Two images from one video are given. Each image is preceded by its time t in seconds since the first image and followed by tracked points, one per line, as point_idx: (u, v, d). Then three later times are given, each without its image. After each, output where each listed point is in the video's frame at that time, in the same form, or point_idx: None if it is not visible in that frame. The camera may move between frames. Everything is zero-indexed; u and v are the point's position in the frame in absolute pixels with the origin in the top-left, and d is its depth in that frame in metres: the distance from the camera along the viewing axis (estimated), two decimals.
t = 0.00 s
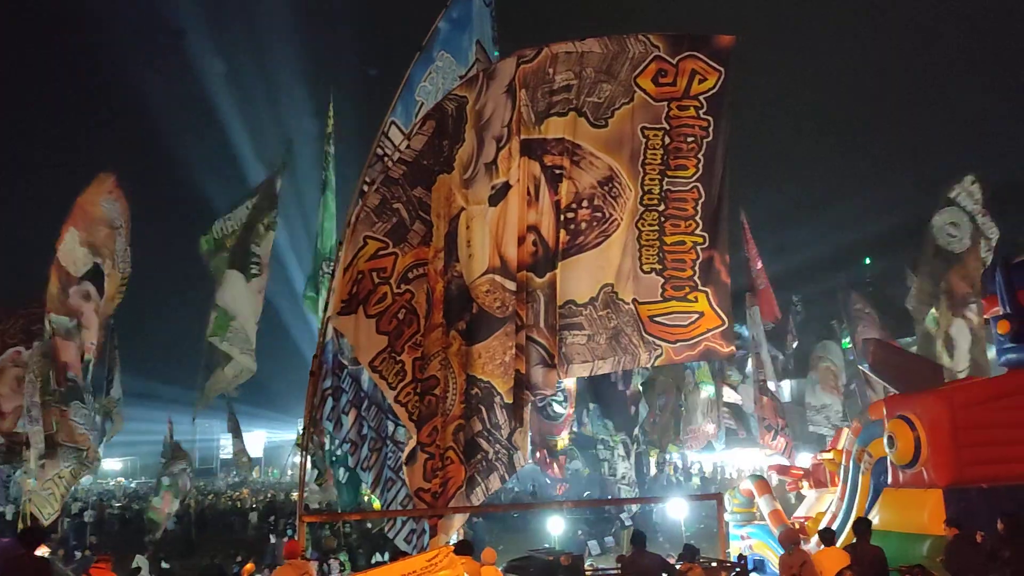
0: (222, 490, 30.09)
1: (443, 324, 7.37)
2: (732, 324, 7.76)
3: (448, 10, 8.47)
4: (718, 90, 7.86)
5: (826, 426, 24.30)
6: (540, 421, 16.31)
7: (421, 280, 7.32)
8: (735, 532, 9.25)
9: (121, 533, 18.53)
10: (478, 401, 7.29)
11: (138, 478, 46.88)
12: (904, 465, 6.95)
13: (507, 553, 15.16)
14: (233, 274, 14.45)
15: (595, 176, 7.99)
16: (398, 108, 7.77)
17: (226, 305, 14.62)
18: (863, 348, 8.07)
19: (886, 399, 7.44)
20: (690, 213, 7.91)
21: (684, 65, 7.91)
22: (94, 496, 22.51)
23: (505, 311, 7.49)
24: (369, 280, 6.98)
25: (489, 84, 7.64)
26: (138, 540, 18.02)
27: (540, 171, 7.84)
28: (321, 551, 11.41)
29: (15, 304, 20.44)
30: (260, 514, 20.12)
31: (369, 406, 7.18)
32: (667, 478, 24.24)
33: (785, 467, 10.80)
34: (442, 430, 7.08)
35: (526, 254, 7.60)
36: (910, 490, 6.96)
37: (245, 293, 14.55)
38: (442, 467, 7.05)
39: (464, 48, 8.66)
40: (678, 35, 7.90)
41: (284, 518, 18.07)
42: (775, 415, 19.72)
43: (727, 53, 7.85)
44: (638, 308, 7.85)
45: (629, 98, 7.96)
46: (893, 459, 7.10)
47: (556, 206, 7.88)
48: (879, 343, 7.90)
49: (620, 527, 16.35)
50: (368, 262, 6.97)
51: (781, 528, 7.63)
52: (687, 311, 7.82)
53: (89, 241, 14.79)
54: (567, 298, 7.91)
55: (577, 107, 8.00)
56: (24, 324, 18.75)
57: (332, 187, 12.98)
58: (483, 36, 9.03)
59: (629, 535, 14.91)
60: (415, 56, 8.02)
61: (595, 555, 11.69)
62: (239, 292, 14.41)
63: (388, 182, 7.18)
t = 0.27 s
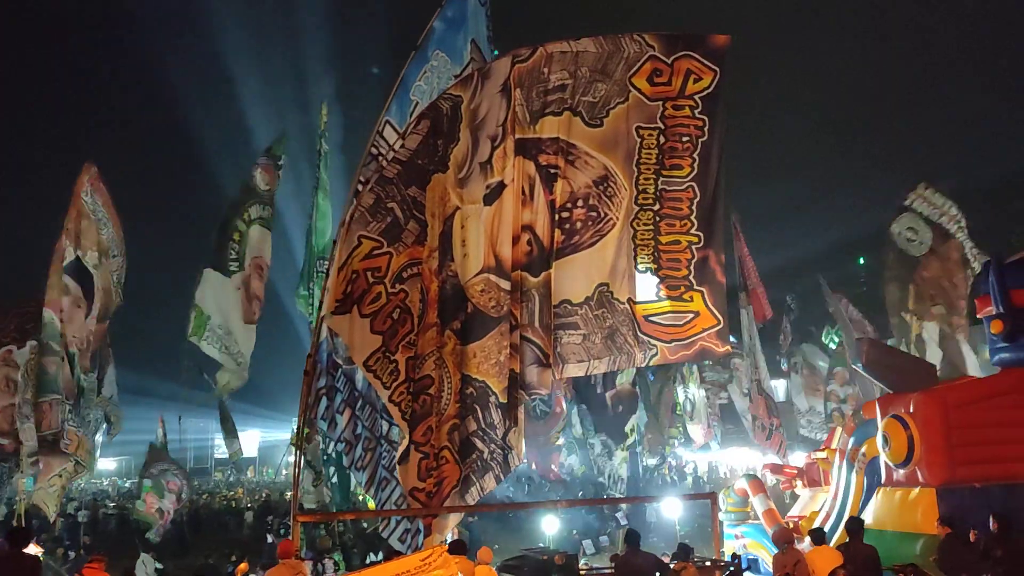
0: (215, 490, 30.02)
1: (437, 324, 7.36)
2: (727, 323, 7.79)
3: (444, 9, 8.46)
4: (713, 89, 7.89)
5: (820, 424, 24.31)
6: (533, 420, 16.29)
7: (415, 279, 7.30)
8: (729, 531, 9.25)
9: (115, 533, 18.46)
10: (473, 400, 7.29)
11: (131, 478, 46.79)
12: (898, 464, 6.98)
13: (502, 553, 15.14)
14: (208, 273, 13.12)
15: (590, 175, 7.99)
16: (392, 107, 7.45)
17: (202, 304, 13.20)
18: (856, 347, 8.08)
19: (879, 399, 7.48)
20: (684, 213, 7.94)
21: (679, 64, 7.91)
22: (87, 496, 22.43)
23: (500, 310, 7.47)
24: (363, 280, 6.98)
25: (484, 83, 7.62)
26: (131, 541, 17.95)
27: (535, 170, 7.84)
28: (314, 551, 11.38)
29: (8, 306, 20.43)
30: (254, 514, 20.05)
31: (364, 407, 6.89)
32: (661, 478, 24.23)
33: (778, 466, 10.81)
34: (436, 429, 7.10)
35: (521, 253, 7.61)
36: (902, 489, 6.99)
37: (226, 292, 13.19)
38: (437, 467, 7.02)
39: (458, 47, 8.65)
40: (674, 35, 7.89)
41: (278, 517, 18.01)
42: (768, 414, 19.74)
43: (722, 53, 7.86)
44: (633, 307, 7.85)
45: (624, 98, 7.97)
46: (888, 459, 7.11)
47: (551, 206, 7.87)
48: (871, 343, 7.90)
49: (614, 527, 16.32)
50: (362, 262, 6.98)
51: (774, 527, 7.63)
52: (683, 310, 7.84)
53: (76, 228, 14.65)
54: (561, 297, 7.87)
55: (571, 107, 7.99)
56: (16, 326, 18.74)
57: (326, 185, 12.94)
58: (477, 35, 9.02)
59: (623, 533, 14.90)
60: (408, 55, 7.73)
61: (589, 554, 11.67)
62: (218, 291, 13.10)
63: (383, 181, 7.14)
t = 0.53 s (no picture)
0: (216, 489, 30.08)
1: (436, 324, 7.36)
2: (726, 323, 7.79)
3: (442, 9, 8.44)
4: (712, 89, 7.83)
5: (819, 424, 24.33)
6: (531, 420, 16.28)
7: (413, 279, 7.30)
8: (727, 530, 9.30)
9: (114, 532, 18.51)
10: (472, 400, 7.28)
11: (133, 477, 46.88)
12: (895, 464, 7.01)
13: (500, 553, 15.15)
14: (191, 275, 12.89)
15: (588, 175, 7.97)
16: (390, 107, 7.40)
17: (188, 304, 13.14)
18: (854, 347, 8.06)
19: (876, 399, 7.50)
20: (683, 213, 7.91)
21: (677, 64, 7.84)
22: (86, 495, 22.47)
23: (498, 310, 7.46)
24: (361, 280, 6.96)
25: (482, 83, 7.62)
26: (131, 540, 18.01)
27: (533, 170, 7.84)
28: (313, 551, 11.39)
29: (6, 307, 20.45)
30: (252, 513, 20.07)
31: (361, 407, 7.01)
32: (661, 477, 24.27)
33: (776, 466, 10.83)
34: (435, 429, 7.09)
35: (519, 253, 7.60)
36: (900, 489, 7.00)
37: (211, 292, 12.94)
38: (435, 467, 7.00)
39: (457, 47, 8.64)
40: (673, 34, 7.83)
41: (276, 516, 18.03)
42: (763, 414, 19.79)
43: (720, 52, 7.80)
44: (632, 307, 7.84)
45: (622, 98, 7.94)
46: (884, 459, 7.16)
47: (550, 206, 7.86)
48: (870, 343, 7.88)
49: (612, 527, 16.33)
50: (360, 262, 6.95)
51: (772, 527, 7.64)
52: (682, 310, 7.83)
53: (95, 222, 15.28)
54: (560, 297, 7.89)
55: (570, 107, 7.97)
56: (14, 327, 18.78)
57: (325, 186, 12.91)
58: (476, 35, 9.01)
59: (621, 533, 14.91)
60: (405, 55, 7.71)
61: (588, 554, 11.69)
62: (202, 293, 12.79)
63: (381, 181, 7.12)
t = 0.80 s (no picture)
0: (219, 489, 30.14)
1: (437, 325, 7.37)
2: (729, 324, 7.75)
3: (443, 9, 8.46)
4: (713, 89, 7.81)
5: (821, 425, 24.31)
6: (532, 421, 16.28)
7: (414, 280, 7.30)
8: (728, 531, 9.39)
9: (117, 532, 18.54)
10: (474, 401, 7.29)
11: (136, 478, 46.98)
12: (896, 465, 7.04)
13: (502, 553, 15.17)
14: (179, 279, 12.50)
15: (590, 175, 7.96)
16: (392, 109, 7.63)
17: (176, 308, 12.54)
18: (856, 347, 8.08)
19: (878, 399, 7.51)
20: (685, 213, 7.91)
21: (679, 64, 7.85)
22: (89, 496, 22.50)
23: (500, 310, 7.48)
24: (363, 281, 6.98)
25: (484, 82, 7.60)
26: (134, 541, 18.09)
27: (534, 171, 7.83)
28: (314, 550, 11.41)
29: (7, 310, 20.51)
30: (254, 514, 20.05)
31: (362, 406, 6.99)
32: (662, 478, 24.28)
33: (778, 467, 10.84)
34: (436, 430, 7.10)
35: (520, 254, 7.58)
36: (902, 490, 6.99)
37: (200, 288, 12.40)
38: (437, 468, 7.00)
39: (459, 48, 8.62)
40: (674, 34, 7.82)
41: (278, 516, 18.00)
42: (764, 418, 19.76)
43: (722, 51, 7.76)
44: (633, 307, 7.83)
45: (624, 98, 7.93)
46: (885, 459, 7.18)
47: (551, 207, 7.85)
48: (871, 344, 7.87)
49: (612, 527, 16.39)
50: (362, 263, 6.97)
51: (772, 526, 7.64)
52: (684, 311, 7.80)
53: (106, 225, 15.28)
54: (562, 297, 7.87)
55: (571, 107, 7.96)
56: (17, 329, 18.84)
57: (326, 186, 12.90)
58: (478, 36, 8.99)
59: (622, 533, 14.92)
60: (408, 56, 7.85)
61: (589, 554, 11.70)
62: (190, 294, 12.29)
63: (382, 181, 7.13)
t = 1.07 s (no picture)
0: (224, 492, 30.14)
1: (441, 326, 7.36)
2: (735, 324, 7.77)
3: (448, 10, 8.52)
4: (718, 89, 7.80)
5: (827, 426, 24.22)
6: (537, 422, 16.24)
7: (418, 281, 7.29)
8: (735, 532, 9.48)
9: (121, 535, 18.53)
10: (480, 402, 7.28)
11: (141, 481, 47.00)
12: (903, 465, 6.98)
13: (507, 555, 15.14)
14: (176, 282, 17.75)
15: (595, 175, 7.94)
16: (395, 109, 7.82)
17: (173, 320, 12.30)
18: (862, 347, 8.07)
19: (884, 400, 7.49)
20: (690, 213, 7.89)
21: (684, 64, 7.84)
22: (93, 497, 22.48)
23: (505, 311, 7.46)
24: (368, 281, 6.95)
25: (488, 84, 7.65)
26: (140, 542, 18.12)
27: (539, 171, 7.83)
28: (318, 552, 11.36)
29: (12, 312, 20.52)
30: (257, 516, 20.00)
31: (367, 407, 7.09)
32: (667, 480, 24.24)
33: (784, 467, 10.82)
34: (441, 431, 7.09)
35: (525, 254, 7.60)
36: (908, 490, 6.94)
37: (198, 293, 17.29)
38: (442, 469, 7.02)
39: (463, 50, 8.61)
40: (679, 34, 7.82)
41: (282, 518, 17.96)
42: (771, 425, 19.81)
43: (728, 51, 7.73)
44: (639, 308, 7.80)
45: (628, 98, 7.92)
46: (892, 460, 7.13)
47: (556, 207, 7.84)
48: (876, 344, 7.86)
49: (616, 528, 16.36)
50: (367, 264, 6.95)
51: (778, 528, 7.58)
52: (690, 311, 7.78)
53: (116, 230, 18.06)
54: (567, 298, 7.83)
55: (576, 108, 7.95)
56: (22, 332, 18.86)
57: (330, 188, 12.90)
58: (482, 38, 9.00)
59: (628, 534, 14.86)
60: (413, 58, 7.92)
61: (595, 557, 11.66)
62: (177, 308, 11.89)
63: (387, 182, 7.13)
